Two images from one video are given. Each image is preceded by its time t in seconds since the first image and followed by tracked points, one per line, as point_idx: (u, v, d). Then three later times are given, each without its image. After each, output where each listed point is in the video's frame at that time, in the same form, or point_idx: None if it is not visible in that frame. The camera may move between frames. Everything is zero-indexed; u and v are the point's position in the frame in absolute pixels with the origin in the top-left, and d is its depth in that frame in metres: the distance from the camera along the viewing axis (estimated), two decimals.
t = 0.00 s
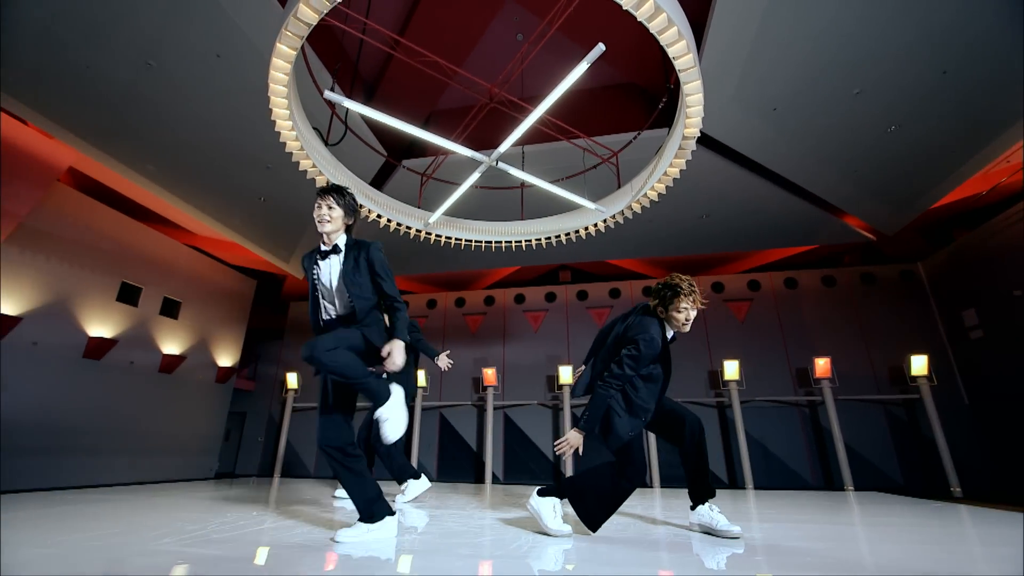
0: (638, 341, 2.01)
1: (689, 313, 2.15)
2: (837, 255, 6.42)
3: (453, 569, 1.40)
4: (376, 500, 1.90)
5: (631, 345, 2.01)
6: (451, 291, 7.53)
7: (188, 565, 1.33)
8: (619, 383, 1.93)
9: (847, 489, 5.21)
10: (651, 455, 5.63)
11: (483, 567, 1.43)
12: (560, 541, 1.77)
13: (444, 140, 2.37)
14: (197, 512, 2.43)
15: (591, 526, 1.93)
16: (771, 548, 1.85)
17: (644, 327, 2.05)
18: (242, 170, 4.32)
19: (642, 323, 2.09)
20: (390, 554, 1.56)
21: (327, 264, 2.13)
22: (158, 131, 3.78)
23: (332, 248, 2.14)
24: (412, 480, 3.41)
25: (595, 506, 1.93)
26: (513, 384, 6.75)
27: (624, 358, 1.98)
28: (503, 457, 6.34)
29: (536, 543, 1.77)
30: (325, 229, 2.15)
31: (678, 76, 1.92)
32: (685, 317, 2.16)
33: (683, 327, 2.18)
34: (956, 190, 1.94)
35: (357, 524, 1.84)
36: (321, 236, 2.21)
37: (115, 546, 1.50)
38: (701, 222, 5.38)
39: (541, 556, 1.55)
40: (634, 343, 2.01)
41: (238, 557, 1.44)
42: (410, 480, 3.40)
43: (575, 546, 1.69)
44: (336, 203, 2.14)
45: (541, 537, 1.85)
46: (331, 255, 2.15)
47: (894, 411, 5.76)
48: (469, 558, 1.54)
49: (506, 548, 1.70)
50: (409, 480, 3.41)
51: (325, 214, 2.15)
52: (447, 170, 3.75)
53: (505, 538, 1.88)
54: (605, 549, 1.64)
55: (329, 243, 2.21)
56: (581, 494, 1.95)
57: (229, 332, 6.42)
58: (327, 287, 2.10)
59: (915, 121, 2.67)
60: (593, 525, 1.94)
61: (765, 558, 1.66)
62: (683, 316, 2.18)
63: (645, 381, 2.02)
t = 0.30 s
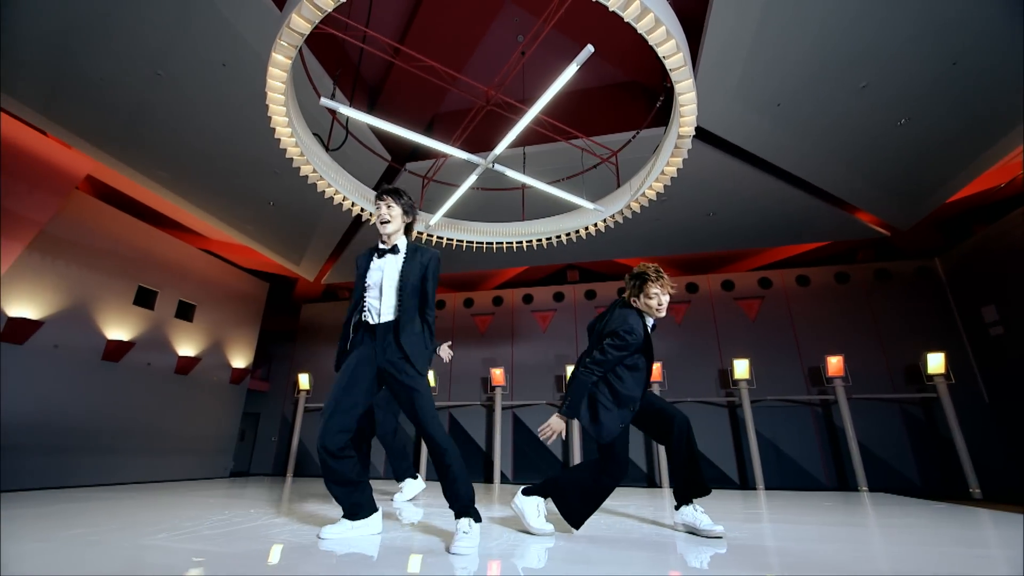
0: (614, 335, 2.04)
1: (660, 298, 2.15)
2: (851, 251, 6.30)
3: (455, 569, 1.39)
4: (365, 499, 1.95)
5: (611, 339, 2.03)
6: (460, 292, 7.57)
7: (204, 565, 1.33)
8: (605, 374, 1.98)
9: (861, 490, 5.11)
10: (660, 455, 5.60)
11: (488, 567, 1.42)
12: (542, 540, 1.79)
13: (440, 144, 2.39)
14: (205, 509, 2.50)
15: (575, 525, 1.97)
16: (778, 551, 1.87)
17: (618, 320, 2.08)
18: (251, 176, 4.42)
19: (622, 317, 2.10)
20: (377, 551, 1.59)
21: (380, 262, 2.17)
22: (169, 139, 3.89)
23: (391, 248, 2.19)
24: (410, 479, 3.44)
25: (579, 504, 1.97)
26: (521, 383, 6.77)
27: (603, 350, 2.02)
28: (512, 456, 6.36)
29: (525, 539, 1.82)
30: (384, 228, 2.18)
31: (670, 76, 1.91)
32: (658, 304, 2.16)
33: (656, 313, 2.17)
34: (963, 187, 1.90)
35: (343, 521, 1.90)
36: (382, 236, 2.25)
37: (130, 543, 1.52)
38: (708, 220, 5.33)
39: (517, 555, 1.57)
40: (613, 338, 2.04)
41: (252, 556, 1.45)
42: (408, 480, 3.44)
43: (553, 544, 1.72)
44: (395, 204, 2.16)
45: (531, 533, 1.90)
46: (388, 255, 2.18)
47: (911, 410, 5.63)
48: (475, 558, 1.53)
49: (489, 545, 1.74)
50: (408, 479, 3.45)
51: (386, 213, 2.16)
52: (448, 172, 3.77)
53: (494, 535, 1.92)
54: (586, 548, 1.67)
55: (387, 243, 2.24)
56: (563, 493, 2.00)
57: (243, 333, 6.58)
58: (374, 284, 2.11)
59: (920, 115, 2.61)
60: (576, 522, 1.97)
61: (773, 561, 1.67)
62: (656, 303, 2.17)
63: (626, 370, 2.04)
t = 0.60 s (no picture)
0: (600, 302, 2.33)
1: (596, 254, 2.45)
2: (860, 247, 6.22)
3: (468, 569, 1.41)
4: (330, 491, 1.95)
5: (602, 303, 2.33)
6: (466, 293, 7.60)
7: (215, 566, 1.34)
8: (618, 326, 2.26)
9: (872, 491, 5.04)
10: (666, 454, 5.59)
11: (500, 567, 1.44)
12: (534, 540, 1.82)
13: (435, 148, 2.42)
14: (209, 506, 2.57)
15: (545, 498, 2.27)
16: (785, 553, 1.86)
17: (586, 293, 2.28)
18: (257, 180, 4.50)
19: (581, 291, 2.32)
20: (355, 548, 1.62)
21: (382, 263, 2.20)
22: (177, 146, 3.99)
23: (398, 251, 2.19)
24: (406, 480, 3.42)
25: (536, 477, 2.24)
26: (527, 384, 6.78)
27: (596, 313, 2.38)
28: (519, 456, 6.38)
29: (501, 539, 1.85)
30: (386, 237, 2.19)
31: (659, 76, 1.92)
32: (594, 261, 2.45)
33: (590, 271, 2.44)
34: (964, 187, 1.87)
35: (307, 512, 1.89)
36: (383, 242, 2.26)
37: (134, 543, 1.53)
38: (713, 218, 5.29)
39: (514, 553, 1.61)
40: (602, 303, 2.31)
41: (264, 556, 1.46)
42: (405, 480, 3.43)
43: (546, 545, 1.74)
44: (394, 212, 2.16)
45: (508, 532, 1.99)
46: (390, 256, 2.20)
47: (924, 409, 5.52)
48: (450, 554, 1.55)
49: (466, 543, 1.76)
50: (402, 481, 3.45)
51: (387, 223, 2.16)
52: (448, 174, 3.80)
53: (474, 534, 1.97)
54: (567, 548, 1.73)
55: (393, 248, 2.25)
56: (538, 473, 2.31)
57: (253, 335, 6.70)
58: (375, 281, 2.17)
59: (923, 109, 2.56)
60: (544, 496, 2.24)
61: (783, 564, 1.66)
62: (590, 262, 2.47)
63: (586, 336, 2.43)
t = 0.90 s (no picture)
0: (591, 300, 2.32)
1: (573, 262, 2.46)
2: (872, 244, 6.12)
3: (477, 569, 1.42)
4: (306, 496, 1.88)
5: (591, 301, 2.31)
6: (473, 293, 7.64)
7: (230, 565, 1.36)
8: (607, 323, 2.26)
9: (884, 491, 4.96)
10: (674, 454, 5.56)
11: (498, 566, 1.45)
12: (520, 538, 1.85)
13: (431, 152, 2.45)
14: (216, 503, 2.63)
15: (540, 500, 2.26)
16: (746, 552, 1.87)
17: (575, 296, 2.22)
18: (264, 185, 4.59)
19: (566, 291, 2.28)
20: (338, 546, 1.64)
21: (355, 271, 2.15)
22: (186, 153, 4.09)
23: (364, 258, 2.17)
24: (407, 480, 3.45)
25: (528, 480, 2.26)
26: (534, 383, 6.80)
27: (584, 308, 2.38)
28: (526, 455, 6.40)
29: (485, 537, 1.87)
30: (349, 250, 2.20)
31: (649, 77, 1.92)
32: (574, 270, 2.48)
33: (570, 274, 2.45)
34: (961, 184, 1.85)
35: (282, 515, 1.84)
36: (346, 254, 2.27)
37: (140, 541, 1.56)
38: (719, 216, 5.24)
39: (504, 551, 1.64)
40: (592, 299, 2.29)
41: (273, 555, 1.48)
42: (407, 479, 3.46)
43: (533, 544, 1.77)
44: (358, 226, 2.17)
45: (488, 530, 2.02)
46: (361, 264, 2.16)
47: (938, 408, 5.41)
48: (430, 549, 1.58)
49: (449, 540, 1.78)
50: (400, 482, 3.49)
51: (351, 238, 2.18)
52: (449, 176, 3.83)
53: (459, 532, 2.00)
54: (551, 545, 1.77)
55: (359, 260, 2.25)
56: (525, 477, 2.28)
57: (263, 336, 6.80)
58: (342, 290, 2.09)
59: (926, 103, 2.51)
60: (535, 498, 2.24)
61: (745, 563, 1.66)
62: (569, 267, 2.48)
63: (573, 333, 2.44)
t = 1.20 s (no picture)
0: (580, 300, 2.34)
1: (562, 262, 2.48)
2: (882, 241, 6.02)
3: (473, 568, 1.44)
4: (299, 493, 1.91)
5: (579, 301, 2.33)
6: (480, 293, 7.67)
7: (240, 559, 1.43)
8: (595, 323, 2.27)
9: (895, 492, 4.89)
10: (681, 454, 5.53)
11: (480, 563, 1.49)
12: (506, 537, 1.89)
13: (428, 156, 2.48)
14: (220, 502, 2.68)
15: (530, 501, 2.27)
16: (729, 551, 1.89)
17: (565, 295, 2.23)
18: (270, 189, 4.65)
19: (555, 291, 2.29)
20: (325, 543, 1.69)
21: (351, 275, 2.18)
22: (194, 159, 4.17)
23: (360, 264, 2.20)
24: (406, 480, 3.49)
25: (516, 481, 2.27)
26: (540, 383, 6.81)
27: (573, 308, 2.40)
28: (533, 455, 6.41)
29: (472, 535, 1.91)
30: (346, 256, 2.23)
31: (641, 79, 1.92)
32: (562, 270, 2.49)
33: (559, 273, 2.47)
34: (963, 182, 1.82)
35: (274, 512, 1.88)
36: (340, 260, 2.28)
37: (143, 539, 1.60)
38: (725, 215, 5.20)
39: (488, 549, 1.68)
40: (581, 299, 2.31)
41: (266, 551, 1.52)
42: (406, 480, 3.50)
43: (518, 542, 1.82)
44: (355, 232, 2.20)
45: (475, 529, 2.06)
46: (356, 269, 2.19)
47: (951, 407, 5.31)
48: (414, 547, 1.62)
49: (435, 538, 1.83)
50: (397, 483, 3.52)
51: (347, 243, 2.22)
52: (450, 178, 3.86)
53: (447, 530, 2.03)
54: (537, 543, 1.82)
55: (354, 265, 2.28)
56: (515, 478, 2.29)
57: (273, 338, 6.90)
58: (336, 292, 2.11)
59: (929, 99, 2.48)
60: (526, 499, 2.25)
61: (726, 560, 1.68)
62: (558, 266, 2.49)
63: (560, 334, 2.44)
